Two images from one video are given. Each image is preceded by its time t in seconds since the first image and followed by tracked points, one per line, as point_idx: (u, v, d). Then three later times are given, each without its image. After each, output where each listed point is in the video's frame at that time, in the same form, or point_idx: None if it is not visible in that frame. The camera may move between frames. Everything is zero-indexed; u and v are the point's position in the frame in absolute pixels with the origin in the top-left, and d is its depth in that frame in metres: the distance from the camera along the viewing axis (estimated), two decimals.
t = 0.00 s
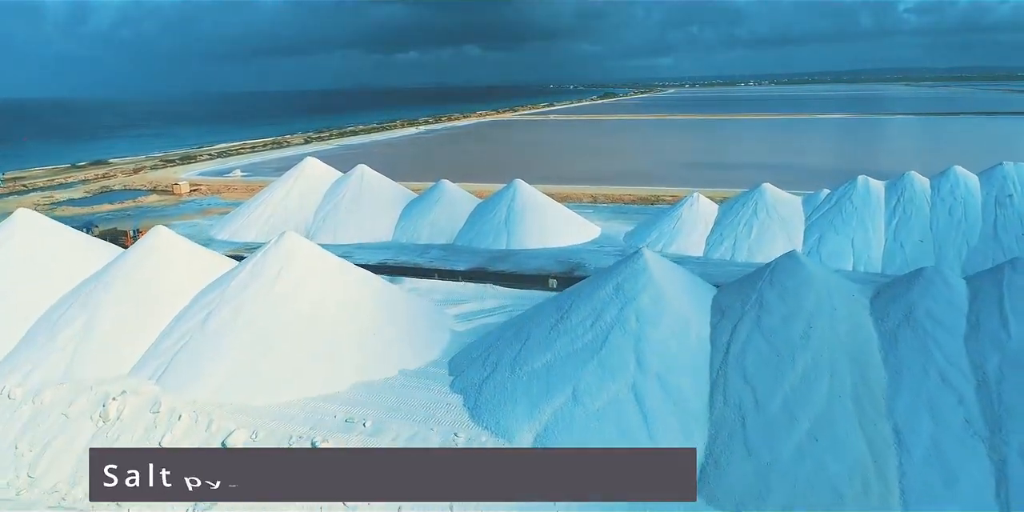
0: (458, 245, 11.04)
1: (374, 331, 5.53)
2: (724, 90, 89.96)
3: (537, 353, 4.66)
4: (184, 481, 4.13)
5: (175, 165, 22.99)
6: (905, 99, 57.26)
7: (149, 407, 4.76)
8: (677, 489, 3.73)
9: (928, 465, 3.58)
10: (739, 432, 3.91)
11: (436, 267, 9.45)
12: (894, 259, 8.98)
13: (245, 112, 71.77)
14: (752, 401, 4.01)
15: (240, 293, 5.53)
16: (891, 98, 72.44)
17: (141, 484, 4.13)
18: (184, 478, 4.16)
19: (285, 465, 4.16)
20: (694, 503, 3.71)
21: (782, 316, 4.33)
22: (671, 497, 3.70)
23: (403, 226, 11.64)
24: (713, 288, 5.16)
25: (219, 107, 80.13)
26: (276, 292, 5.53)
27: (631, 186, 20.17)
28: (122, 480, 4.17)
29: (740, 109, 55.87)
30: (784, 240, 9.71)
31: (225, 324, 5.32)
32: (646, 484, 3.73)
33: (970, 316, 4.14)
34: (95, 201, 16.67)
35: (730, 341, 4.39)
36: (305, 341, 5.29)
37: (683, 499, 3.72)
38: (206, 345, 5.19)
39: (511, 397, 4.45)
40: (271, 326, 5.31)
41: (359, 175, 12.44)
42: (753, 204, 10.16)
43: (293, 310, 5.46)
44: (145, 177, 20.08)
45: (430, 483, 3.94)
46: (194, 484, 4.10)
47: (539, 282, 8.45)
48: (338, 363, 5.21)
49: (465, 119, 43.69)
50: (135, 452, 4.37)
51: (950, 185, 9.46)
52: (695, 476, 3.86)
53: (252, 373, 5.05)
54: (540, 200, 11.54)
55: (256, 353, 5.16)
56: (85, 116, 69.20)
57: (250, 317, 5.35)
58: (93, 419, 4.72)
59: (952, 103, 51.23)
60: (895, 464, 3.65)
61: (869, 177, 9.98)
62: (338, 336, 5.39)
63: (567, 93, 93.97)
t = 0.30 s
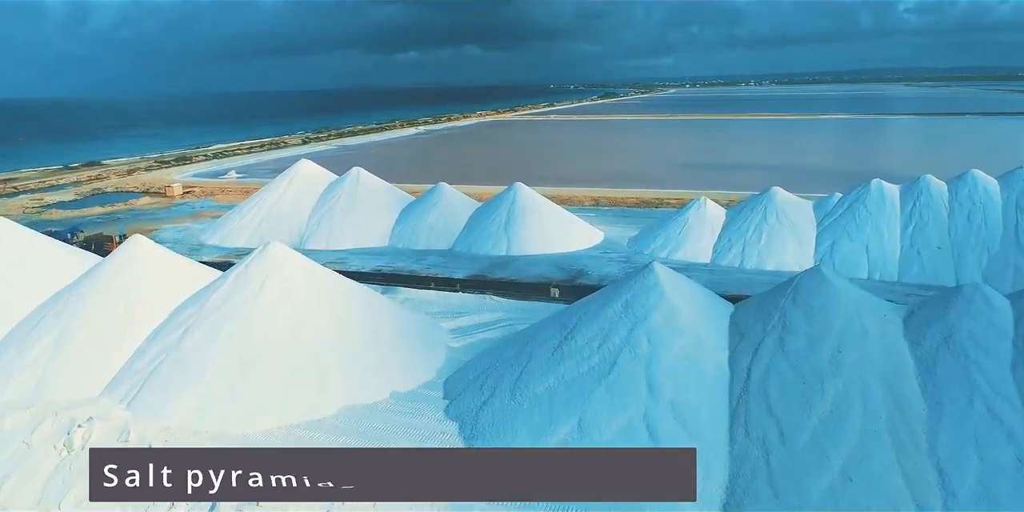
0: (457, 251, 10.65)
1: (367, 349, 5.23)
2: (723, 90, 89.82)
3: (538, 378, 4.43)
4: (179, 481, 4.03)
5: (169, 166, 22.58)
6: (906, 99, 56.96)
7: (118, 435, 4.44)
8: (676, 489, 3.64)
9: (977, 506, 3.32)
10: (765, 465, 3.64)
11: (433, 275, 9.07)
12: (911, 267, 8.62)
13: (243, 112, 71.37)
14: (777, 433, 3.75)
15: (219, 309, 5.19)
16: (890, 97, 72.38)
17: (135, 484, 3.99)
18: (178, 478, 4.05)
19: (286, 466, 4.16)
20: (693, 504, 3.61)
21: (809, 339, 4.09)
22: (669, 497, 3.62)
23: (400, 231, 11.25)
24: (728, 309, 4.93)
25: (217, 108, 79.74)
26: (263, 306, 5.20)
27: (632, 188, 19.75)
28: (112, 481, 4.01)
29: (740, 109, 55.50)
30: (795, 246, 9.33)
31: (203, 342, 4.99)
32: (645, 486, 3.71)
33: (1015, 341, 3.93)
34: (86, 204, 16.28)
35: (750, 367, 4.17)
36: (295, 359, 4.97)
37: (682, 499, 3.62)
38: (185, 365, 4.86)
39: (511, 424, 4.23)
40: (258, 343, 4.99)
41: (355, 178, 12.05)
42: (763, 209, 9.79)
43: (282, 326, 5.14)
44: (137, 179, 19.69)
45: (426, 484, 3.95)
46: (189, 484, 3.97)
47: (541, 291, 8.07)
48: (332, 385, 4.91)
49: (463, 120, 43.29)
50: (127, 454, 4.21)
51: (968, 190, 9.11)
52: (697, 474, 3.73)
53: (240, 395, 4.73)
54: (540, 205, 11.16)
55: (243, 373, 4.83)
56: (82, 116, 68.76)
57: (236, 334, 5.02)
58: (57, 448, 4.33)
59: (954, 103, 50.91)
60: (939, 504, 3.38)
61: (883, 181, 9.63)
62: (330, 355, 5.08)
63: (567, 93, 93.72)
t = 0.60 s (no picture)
0: (455, 256, 10.38)
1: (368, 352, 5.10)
2: (724, 90, 89.49)
3: (537, 403, 4.33)
4: (179, 480, 4.08)
5: (165, 167, 22.30)
6: (908, 99, 56.76)
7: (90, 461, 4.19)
8: (678, 488, 3.70)
9: None
10: (788, 497, 3.63)
11: (431, 281, 8.81)
12: (924, 274, 8.33)
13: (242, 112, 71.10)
14: (799, 463, 3.74)
15: (201, 323, 4.95)
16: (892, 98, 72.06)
17: (135, 484, 4.03)
18: (177, 477, 4.11)
19: (284, 462, 4.22)
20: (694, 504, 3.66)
21: (828, 361, 4.14)
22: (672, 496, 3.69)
23: (397, 235, 10.98)
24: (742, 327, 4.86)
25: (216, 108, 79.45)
26: (251, 316, 4.96)
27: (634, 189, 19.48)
28: (112, 481, 4.02)
29: (741, 109, 55.26)
30: (804, 252, 9.05)
31: (185, 357, 4.76)
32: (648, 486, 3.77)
33: None
34: (78, 205, 16.03)
35: (768, 389, 4.16)
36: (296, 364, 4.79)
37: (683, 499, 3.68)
38: (169, 381, 4.63)
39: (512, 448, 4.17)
40: (250, 352, 4.78)
41: (351, 180, 11.78)
42: (771, 213, 9.51)
43: (276, 334, 4.93)
44: (132, 180, 19.42)
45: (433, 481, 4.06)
46: (189, 484, 4.04)
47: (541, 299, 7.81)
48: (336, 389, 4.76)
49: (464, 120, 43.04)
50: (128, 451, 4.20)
51: (983, 193, 8.86)
52: (696, 475, 3.78)
53: (239, 408, 4.52)
54: (541, 208, 10.89)
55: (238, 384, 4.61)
56: (80, 116, 68.44)
57: (223, 346, 4.79)
58: (23, 474, 4.10)
59: (955, 104, 50.72)
60: None
61: (894, 184, 9.36)
62: (332, 356, 4.93)
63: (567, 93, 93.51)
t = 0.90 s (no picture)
0: (453, 262, 9.99)
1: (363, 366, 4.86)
2: (726, 90, 89.23)
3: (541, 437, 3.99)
4: (179, 480, 3.99)
5: (159, 168, 21.94)
6: (910, 99, 56.48)
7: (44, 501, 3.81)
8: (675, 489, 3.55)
9: None
10: None
11: (426, 290, 8.42)
12: (944, 283, 7.93)
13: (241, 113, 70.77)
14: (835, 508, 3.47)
15: (176, 342, 4.62)
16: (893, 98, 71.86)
17: (136, 483, 3.92)
18: (178, 476, 4.02)
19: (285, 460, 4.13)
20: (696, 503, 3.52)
21: (866, 392, 3.91)
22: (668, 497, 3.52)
23: (392, 241, 10.59)
24: (766, 352, 4.66)
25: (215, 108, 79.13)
26: (231, 333, 4.62)
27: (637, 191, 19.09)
28: (111, 481, 3.92)
29: (742, 109, 54.90)
30: (817, 259, 8.66)
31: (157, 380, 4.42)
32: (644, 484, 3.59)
33: None
34: (68, 208, 15.70)
35: (798, 424, 3.91)
36: (284, 383, 4.48)
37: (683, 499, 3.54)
38: (142, 406, 4.30)
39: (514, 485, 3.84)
40: (231, 371, 4.45)
41: (346, 184, 11.41)
42: (781, 219, 9.14)
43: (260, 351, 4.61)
44: (125, 182, 19.04)
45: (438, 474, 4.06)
46: (189, 484, 3.97)
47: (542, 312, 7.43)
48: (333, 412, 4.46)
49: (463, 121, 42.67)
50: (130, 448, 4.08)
51: (1004, 200, 8.50)
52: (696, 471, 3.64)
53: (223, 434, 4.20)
54: (542, 213, 10.50)
55: (218, 408, 4.29)
56: (78, 116, 68.03)
57: (202, 366, 4.46)
58: None
59: (958, 104, 50.44)
60: None
61: (911, 189, 8.99)
62: (324, 374, 4.64)
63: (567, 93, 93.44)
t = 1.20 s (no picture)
0: (451, 269, 9.67)
1: (353, 385, 4.66)
2: (726, 90, 88.91)
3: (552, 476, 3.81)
4: (179, 480, 3.94)
5: (153, 170, 21.60)
6: (911, 99, 56.36)
7: None
8: (679, 487, 3.55)
9: None
10: None
11: (423, 298, 8.09)
12: (964, 292, 7.60)
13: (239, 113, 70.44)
14: None
15: (150, 363, 4.38)
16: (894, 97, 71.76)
17: (135, 483, 3.87)
18: (179, 476, 3.96)
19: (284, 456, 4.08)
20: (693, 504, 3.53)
21: (908, 426, 3.73)
22: (673, 496, 3.53)
23: (389, 246, 10.26)
24: (792, 377, 4.52)
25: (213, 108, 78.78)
26: (210, 351, 4.39)
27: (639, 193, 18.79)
28: (112, 481, 3.87)
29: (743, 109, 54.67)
30: (829, 267, 8.34)
31: (130, 403, 4.19)
32: (644, 484, 3.62)
33: None
34: (58, 211, 15.36)
35: (831, 463, 3.72)
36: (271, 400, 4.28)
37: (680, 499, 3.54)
38: (112, 431, 4.06)
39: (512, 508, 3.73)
40: (216, 388, 4.24)
41: (342, 187, 11.07)
42: (792, 224, 8.81)
43: (244, 367, 4.39)
44: (118, 184, 18.69)
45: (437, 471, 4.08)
46: (189, 484, 3.91)
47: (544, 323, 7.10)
48: (328, 430, 4.29)
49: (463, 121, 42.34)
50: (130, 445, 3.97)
51: None
52: (696, 469, 3.62)
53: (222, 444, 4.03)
54: (543, 218, 10.18)
55: (195, 431, 4.06)
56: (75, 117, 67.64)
57: (182, 385, 4.24)
58: None
59: (960, 104, 50.29)
60: None
61: (926, 193, 8.67)
62: (316, 392, 4.46)
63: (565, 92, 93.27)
